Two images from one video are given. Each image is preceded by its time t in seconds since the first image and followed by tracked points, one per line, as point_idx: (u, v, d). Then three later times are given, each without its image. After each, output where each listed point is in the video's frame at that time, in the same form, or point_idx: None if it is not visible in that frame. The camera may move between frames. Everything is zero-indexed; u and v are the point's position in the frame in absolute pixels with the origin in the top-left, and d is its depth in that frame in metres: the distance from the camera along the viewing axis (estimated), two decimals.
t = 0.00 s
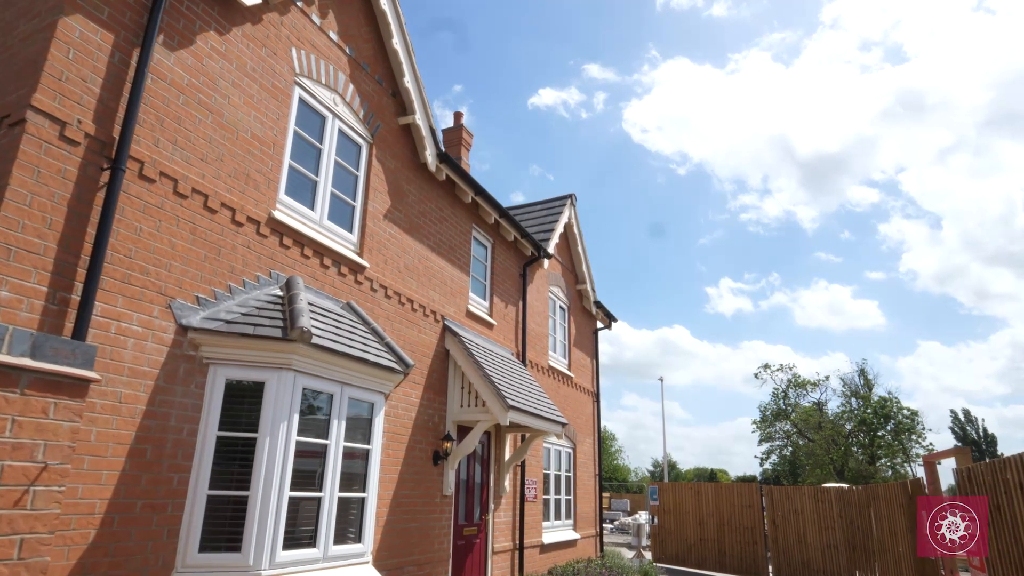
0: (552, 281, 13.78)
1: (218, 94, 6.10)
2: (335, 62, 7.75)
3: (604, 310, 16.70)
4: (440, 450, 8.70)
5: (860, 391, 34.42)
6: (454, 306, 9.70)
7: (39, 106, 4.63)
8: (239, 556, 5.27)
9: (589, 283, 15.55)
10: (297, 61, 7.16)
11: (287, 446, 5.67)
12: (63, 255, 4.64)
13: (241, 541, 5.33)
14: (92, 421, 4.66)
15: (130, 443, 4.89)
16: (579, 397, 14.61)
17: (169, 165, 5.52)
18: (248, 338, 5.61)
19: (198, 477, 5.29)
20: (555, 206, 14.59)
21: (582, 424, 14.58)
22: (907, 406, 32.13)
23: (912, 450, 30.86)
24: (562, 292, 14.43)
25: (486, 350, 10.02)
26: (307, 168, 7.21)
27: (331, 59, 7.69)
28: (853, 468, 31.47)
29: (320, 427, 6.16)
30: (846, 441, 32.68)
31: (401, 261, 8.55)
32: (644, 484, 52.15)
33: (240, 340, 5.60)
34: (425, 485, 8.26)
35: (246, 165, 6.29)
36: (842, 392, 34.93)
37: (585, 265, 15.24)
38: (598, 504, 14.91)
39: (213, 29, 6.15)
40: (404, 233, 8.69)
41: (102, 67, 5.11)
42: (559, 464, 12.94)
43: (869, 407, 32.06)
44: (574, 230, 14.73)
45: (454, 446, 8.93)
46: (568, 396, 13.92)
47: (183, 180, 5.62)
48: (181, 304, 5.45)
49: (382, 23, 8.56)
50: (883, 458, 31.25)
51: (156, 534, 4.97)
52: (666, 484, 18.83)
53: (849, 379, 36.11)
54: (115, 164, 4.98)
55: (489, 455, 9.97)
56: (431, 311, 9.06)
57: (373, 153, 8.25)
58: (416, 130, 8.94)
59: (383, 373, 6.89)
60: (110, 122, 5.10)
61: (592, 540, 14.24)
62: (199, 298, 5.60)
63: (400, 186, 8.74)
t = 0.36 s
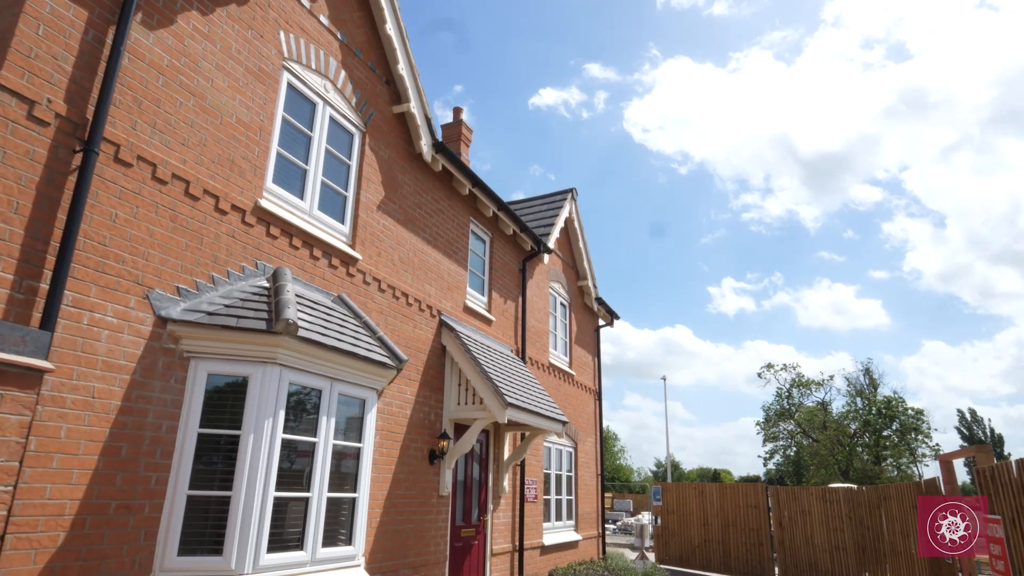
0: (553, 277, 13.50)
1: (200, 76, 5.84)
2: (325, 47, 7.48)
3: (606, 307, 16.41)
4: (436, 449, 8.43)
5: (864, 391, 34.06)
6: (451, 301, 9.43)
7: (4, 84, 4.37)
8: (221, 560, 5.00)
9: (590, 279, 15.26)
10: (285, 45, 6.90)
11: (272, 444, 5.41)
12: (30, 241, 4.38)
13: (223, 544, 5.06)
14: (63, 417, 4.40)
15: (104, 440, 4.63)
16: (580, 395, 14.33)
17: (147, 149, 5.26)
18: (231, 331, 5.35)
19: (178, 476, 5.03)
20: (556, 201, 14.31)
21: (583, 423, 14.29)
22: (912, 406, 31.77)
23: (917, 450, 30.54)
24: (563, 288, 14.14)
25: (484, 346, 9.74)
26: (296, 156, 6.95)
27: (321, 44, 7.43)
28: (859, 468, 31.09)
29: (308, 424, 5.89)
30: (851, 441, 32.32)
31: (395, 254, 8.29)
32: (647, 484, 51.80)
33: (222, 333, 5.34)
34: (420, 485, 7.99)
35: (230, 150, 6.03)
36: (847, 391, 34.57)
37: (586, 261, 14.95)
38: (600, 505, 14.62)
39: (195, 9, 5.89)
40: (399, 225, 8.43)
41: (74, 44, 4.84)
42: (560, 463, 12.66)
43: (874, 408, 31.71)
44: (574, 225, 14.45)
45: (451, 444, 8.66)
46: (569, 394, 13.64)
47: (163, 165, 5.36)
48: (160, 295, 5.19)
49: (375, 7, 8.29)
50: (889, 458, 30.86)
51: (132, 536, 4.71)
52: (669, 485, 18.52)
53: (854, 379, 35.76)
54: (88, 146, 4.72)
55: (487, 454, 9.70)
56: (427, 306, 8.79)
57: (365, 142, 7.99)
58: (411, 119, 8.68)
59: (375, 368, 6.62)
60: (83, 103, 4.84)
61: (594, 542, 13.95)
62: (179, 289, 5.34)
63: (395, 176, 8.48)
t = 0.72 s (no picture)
0: (557, 272, 13.23)
1: (184, 58, 5.61)
2: (319, 31, 7.24)
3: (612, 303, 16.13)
4: (435, 447, 8.18)
5: (876, 389, 33.55)
6: (452, 295, 9.18)
7: None
8: (205, 562, 4.76)
9: (595, 274, 14.98)
10: (276, 28, 6.66)
11: (259, 441, 5.16)
12: None
13: (207, 545, 4.82)
14: (35, 412, 4.17)
15: (80, 436, 4.38)
16: (585, 393, 14.05)
17: (128, 132, 5.02)
18: (216, 323, 5.11)
19: (161, 475, 4.79)
20: (560, 194, 14.03)
21: (589, 420, 14.02)
22: (925, 405, 31.24)
23: (931, 449, 30.07)
24: (567, 283, 13.87)
25: (485, 341, 9.48)
26: (288, 144, 6.72)
27: (314, 28, 7.19)
28: (871, 468, 30.61)
29: (299, 421, 5.65)
30: (863, 440, 31.84)
31: (393, 246, 8.04)
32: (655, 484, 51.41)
33: (207, 325, 5.10)
34: (419, 484, 7.74)
35: (217, 136, 5.80)
36: (858, 390, 34.07)
37: (591, 256, 14.66)
38: (607, 504, 14.35)
39: None
40: (397, 216, 8.19)
41: (48, 21, 4.61)
42: (565, 462, 12.39)
43: (886, 406, 31.23)
44: (579, 219, 14.18)
45: (451, 442, 8.40)
46: (574, 391, 13.36)
47: (144, 149, 5.13)
48: (142, 285, 4.95)
49: None
50: (902, 457, 30.31)
51: (110, 538, 4.46)
52: (677, 484, 18.21)
53: (865, 377, 35.25)
54: (62, 128, 4.49)
55: (489, 453, 9.44)
56: (427, 299, 8.55)
57: (361, 130, 7.74)
58: (409, 106, 8.43)
59: (369, 362, 6.37)
60: (58, 83, 4.61)
61: (601, 542, 13.67)
62: (162, 279, 5.11)
63: (392, 166, 8.23)
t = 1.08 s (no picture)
0: (566, 267, 12.98)
1: (177, 43, 5.44)
2: (318, 19, 7.06)
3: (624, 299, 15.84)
4: (441, 446, 7.96)
5: (895, 389, 32.86)
6: (458, 290, 8.96)
7: None
8: (196, 565, 4.58)
9: (606, 270, 14.70)
10: (274, 15, 6.49)
11: (253, 438, 4.97)
12: None
13: (198, 547, 4.63)
14: (17, 408, 4.00)
15: (65, 433, 4.21)
16: (597, 392, 13.79)
17: (117, 119, 4.85)
18: (209, 315, 4.93)
19: (150, 473, 4.61)
20: (569, 188, 13.78)
21: (600, 420, 13.75)
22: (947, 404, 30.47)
23: (954, 450, 29.34)
24: (577, 279, 13.61)
25: (493, 337, 9.25)
26: (287, 133, 6.54)
27: (314, 15, 7.01)
28: (891, 469, 29.97)
29: (296, 418, 5.45)
30: (882, 441, 31.19)
31: (396, 239, 7.85)
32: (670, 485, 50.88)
33: (199, 318, 4.92)
34: (424, 484, 7.53)
35: (211, 124, 5.62)
36: (877, 390, 33.40)
37: (602, 251, 14.38)
38: (619, 505, 14.06)
39: None
40: (400, 209, 7.99)
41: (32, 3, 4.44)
42: (575, 462, 12.14)
43: (908, 406, 30.55)
44: (589, 214, 13.91)
45: (457, 441, 8.18)
46: (585, 390, 13.10)
47: (134, 136, 4.95)
48: (132, 276, 4.78)
49: None
50: (923, 459, 29.61)
51: (96, 539, 4.29)
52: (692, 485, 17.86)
53: (884, 377, 34.55)
54: (45, 113, 4.31)
55: (497, 452, 9.22)
56: (432, 295, 8.34)
57: (363, 120, 7.55)
58: (412, 97, 8.23)
59: (370, 358, 6.17)
60: (43, 66, 4.45)
61: (613, 544, 13.39)
62: (153, 271, 4.93)
63: (396, 158, 8.04)
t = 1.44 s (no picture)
0: (586, 262, 12.70)
1: (179, 31, 5.33)
2: (327, 7, 6.92)
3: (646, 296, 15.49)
4: (455, 445, 7.76)
5: (932, 388, 31.72)
6: (472, 285, 8.76)
7: None
8: (196, 565, 4.43)
9: (628, 265, 14.37)
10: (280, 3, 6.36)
11: (256, 435, 4.82)
12: None
13: (198, 547, 4.49)
14: (10, 402, 3.89)
15: (61, 428, 4.10)
16: (619, 390, 13.47)
17: (116, 107, 4.75)
18: (210, 309, 4.79)
19: (150, 470, 4.49)
20: (589, 182, 13.49)
21: (622, 419, 13.43)
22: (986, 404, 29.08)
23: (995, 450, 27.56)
24: (598, 275, 13.32)
25: (509, 333, 9.02)
26: (294, 124, 6.40)
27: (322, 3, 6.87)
28: (928, 472, 28.87)
29: (300, 414, 5.29)
30: (919, 442, 30.11)
31: (408, 232, 7.67)
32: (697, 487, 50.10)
33: (200, 311, 4.79)
34: (437, 484, 7.33)
35: (214, 113, 5.51)
36: (913, 390, 32.29)
37: (623, 246, 14.07)
38: (643, 507, 13.72)
39: None
40: (412, 202, 7.82)
41: None
42: (596, 463, 11.85)
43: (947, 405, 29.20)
44: (610, 208, 13.60)
45: (472, 439, 7.98)
46: (606, 388, 12.80)
47: (135, 125, 4.85)
48: (131, 268, 4.67)
49: None
50: (962, 462, 27.94)
51: (93, 537, 4.18)
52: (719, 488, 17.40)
53: (921, 376, 33.38)
54: (40, 101, 4.20)
55: (514, 451, 8.99)
56: (445, 290, 8.15)
57: (373, 111, 7.40)
58: (424, 87, 8.06)
59: (378, 352, 6.01)
60: (38, 54, 4.35)
61: (637, 547, 13.06)
62: (153, 263, 4.82)
63: (407, 150, 7.87)
